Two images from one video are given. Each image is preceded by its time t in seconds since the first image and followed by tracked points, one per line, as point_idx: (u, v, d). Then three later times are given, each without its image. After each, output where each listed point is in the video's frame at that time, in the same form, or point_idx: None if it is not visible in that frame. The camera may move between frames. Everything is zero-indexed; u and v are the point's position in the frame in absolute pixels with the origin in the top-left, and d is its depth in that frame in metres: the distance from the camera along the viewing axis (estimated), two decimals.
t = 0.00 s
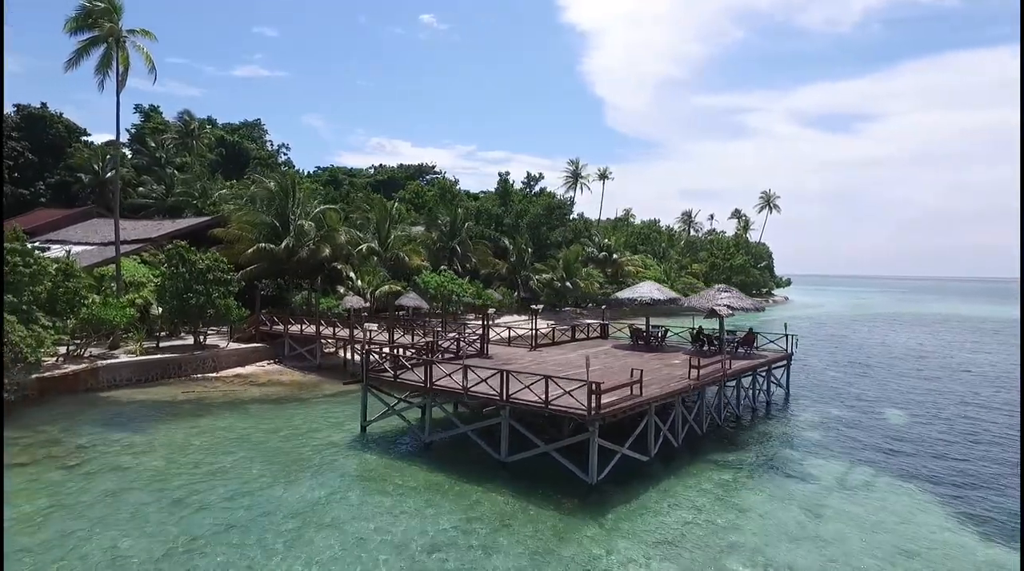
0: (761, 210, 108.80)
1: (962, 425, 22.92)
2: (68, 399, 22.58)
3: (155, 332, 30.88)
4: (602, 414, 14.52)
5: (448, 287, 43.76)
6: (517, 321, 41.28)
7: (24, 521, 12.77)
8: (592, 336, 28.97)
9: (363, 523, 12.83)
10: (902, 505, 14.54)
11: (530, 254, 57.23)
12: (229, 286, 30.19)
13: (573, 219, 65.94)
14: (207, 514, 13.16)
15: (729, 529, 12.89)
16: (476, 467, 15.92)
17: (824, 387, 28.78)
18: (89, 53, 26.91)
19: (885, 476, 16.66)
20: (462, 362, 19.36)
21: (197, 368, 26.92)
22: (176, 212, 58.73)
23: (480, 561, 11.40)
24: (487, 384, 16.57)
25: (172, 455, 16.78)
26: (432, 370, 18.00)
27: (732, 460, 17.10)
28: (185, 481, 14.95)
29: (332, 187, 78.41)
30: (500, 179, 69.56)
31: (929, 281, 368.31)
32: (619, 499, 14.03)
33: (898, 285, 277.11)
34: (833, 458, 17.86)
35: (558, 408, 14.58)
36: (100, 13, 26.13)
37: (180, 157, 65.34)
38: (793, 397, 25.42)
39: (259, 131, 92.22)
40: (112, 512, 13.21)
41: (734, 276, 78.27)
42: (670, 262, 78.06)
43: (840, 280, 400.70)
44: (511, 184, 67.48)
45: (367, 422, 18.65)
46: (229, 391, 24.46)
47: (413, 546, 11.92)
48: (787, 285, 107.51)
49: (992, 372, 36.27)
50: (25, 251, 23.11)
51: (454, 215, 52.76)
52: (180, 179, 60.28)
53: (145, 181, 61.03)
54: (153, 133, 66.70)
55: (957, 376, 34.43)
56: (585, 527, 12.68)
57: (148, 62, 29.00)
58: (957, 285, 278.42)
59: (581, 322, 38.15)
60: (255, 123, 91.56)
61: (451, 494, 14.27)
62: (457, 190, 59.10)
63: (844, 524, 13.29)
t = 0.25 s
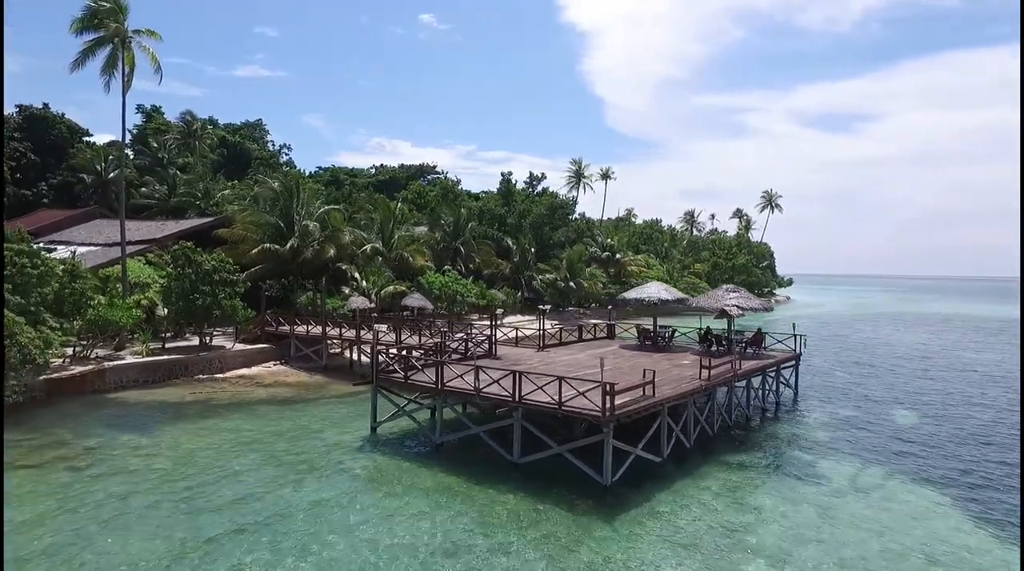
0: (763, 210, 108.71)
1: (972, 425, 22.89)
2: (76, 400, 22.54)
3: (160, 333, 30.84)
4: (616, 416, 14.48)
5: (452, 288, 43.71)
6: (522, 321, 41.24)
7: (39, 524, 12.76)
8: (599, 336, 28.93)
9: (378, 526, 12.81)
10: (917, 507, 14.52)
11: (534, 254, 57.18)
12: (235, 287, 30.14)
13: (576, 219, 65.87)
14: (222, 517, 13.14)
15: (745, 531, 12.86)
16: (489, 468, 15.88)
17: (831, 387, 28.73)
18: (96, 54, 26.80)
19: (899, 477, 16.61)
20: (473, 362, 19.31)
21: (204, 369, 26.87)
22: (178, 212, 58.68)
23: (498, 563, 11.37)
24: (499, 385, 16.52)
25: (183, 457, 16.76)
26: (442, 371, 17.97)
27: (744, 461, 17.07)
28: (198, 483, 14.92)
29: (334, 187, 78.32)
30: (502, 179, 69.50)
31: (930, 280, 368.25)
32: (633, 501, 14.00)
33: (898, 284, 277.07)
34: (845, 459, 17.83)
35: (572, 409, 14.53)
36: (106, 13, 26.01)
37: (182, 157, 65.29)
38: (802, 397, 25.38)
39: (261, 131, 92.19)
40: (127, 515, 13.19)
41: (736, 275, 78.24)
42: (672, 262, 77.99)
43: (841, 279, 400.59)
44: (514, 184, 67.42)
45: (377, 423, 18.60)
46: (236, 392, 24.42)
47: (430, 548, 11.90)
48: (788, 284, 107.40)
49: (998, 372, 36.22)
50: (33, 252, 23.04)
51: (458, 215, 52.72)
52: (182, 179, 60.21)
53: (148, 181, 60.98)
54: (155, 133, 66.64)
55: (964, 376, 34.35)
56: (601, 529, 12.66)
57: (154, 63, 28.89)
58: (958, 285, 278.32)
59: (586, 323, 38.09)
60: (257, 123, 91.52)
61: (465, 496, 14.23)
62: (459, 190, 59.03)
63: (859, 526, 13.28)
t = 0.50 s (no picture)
0: (765, 210, 108.61)
1: (982, 425, 22.88)
2: (86, 401, 22.50)
3: (167, 333, 30.80)
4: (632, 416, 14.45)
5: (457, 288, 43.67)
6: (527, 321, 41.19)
7: (57, 527, 12.75)
8: (606, 336, 28.91)
9: (396, 527, 12.79)
10: (934, 507, 14.52)
11: (537, 254, 57.11)
12: (242, 287, 30.10)
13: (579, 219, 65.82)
14: (239, 519, 13.14)
15: (764, 531, 12.86)
16: (504, 468, 15.84)
17: (840, 387, 28.72)
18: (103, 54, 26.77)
19: (916, 477, 16.58)
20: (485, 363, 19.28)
21: (212, 370, 26.82)
22: (182, 213, 58.60)
23: (519, 564, 11.36)
24: (513, 386, 16.48)
25: (196, 459, 16.73)
26: (455, 372, 17.95)
27: (758, 461, 17.06)
28: (214, 485, 14.91)
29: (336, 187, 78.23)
30: (505, 178, 69.45)
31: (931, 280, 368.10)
32: (650, 501, 13.99)
33: (898, 283, 277.00)
34: (858, 459, 17.82)
35: (588, 410, 14.48)
36: (114, 13, 25.97)
37: (185, 157, 65.19)
38: (811, 397, 25.37)
39: (262, 131, 92.15)
40: (144, 518, 13.18)
41: (739, 275, 78.19)
42: (675, 262, 77.91)
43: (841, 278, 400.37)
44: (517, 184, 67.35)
45: (389, 424, 18.57)
46: (245, 393, 24.38)
47: (450, 550, 11.87)
48: (790, 284, 107.27)
49: (1005, 371, 36.21)
50: (42, 253, 22.99)
51: (462, 215, 52.67)
52: (185, 179, 60.14)
53: (151, 181, 60.91)
54: (157, 134, 66.56)
55: (973, 376, 34.28)
56: (621, 530, 12.64)
57: (161, 63, 28.84)
58: (959, 284, 278.15)
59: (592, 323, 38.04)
60: (259, 124, 91.49)
61: (481, 497, 14.19)
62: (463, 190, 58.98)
63: (878, 526, 13.27)
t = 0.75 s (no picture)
0: (767, 210, 108.48)
1: (992, 425, 22.85)
2: (94, 401, 22.49)
3: (173, 333, 30.77)
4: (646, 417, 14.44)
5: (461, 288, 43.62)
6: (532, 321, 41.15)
7: (73, 528, 12.76)
8: (613, 336, 28.89)
9: (411, 528, 12.79)
10: (948, 507, 14.50)
11: (541, 254, 57.03)
12: (249, 287, 30.07)
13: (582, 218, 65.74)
14: (254, 520, 13.14)
15: (780, 532, 12.85)
16: (516, 469, 15.83)
17: (847, 387, 28.69)
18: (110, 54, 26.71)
19: (928, 477, 16.58)
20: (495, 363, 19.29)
21: (218, 370, 26.79)
22: (185, 213, 58.53)
23: (537, 565, 11.36)
24: (524, 386, 16.47)
25: (207, 460, 16.73)
26: (466, 372, 17.93)
27: (770, 461, 17.05)
28: (227, 486, 14.91)
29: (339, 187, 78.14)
30: (508, 178, 69.39)
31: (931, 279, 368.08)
32: (664, 501, 13.98)
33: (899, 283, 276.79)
34: (870, 459, 17.80)
35: (602, 410, 14.48)
36: (121, 13, 25.92)
37: (188, 157, 65.11)
38: (819, 397, 25.34)
39: (264, 131, 92.12)
40: (159, 518, 13.18)
41: (741, 275, 78.08)
42: (678, 261, 77.81)
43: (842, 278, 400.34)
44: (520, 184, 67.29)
45: (400, 424, 18.55)
46: (253, 393, 24.37)
47: (467, 551, 11.87)
48: (792, 284, 107.09)
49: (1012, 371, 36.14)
50: (50, 253, 22.97)
51: (465, 215, 52.63)
52: (188, 179, 60.10)
53: (153, 182, 60.88)
54: (160, 134, 66.50)
55: (979, 376, 34.27)
56: (636, 531, 12.64)
57: (168, 63, 28.76)
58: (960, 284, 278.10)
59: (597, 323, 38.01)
60: (261, 123, 91.46)
61: (495, 498, 14.19)
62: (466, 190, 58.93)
63: (893, 527, 13.25)
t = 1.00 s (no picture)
0: (769, 210, 108.39)
1: (1002, 425, 22.88)
2: (104, 402, 22.52)
3: (180, 334, 30.78)
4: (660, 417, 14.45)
5: (466, 288, 43.61)
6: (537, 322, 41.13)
7: (93, 528, 12.83)
8: (621, 336, 28.87)
9: (429, 528, 12.84)
10: (963, 507, 14.53)
11: (544, 254, 56.99)
12: (256, 288, 30.09)
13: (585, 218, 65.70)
14: (272, 520, 13.21)
15: (797, 531, 12.89)
16: (530, 468, 15.85)
17: (855, 387, 28.71)
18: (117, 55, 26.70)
19: (941, 477, 16.61)
20: (506, 363, 19.32)
21: (226, 371, 26.80)
22: (188, 213, 58.53)
23: (555, 564, 11.42)
24: (537, 386, 16.49)
25: (221, 460, 16.79)
26: (478, 371, 17.94)
27: (782, 461, 17.08)
28: (243, 486, 14.97)
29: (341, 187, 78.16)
30: (511, 178, 69.35)
31: (932, 278, 368.15)
32: (679, 501, 14.01)
33: (900, 283, 276.58)
34: (882, 459, 17.83)
35: (617, 410, 14.50)
36: (129, 14, 25.91)
37: (191, 157, 65.11)
38: (828, 397, 25.37)
39: (267, 131, 92.17)
40: (177, 519, 13.25)
41: (744, 275, 78.01)
42: (681, 261, 77.78)
43: (842, 277, 400.41)
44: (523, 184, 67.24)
45: (411, 424, 18.57)
46: (262, 393, 24.39)
47: (486, 551, 11.93)
48: (794, 283, 106.90)
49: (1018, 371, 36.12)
50: (60, 254, 23.01)
51: (469, 215, 52.63)
52: (191, 180, 60.13)
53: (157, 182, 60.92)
54: (163, 134, 66.52)
55: (985, 376, 34.30)
56: (653, 530, 12.69)
57: (177, 65, 28.64)
58: (960, 283, 278.18)
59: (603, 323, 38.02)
60: (263, 123, 91.51)
61: (511, 498, 14.23)
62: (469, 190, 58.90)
63: (910, 526, 13.28)
